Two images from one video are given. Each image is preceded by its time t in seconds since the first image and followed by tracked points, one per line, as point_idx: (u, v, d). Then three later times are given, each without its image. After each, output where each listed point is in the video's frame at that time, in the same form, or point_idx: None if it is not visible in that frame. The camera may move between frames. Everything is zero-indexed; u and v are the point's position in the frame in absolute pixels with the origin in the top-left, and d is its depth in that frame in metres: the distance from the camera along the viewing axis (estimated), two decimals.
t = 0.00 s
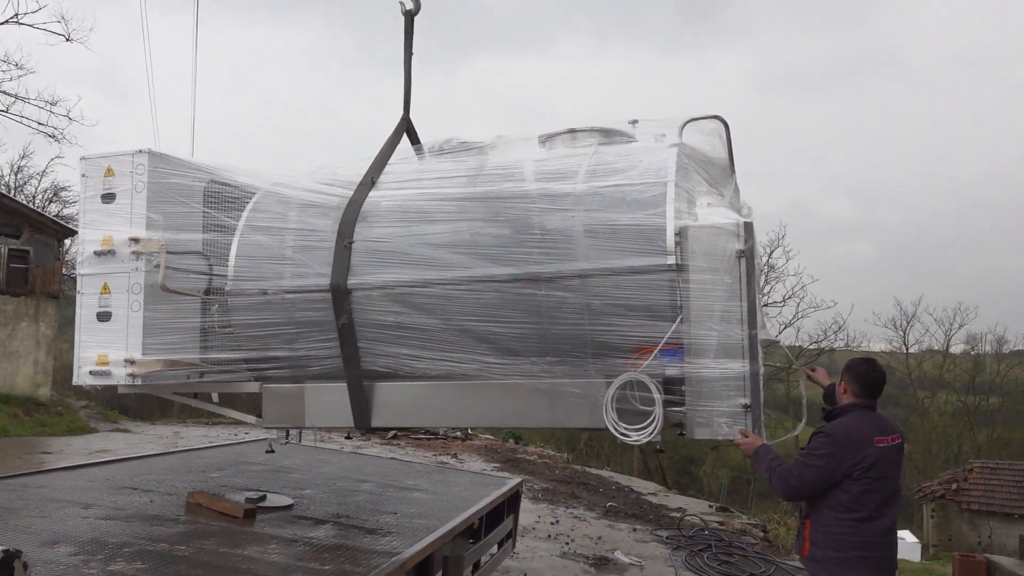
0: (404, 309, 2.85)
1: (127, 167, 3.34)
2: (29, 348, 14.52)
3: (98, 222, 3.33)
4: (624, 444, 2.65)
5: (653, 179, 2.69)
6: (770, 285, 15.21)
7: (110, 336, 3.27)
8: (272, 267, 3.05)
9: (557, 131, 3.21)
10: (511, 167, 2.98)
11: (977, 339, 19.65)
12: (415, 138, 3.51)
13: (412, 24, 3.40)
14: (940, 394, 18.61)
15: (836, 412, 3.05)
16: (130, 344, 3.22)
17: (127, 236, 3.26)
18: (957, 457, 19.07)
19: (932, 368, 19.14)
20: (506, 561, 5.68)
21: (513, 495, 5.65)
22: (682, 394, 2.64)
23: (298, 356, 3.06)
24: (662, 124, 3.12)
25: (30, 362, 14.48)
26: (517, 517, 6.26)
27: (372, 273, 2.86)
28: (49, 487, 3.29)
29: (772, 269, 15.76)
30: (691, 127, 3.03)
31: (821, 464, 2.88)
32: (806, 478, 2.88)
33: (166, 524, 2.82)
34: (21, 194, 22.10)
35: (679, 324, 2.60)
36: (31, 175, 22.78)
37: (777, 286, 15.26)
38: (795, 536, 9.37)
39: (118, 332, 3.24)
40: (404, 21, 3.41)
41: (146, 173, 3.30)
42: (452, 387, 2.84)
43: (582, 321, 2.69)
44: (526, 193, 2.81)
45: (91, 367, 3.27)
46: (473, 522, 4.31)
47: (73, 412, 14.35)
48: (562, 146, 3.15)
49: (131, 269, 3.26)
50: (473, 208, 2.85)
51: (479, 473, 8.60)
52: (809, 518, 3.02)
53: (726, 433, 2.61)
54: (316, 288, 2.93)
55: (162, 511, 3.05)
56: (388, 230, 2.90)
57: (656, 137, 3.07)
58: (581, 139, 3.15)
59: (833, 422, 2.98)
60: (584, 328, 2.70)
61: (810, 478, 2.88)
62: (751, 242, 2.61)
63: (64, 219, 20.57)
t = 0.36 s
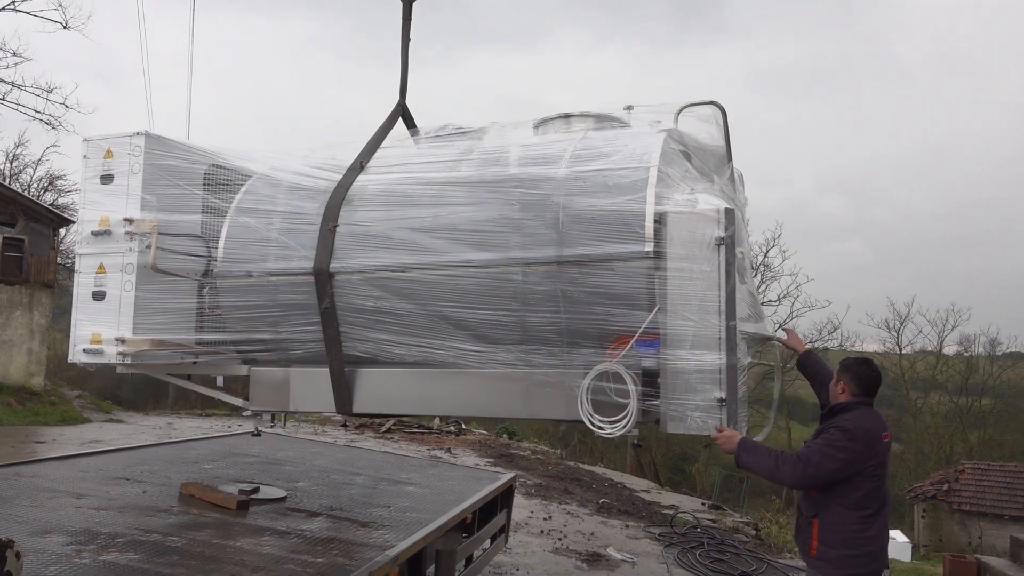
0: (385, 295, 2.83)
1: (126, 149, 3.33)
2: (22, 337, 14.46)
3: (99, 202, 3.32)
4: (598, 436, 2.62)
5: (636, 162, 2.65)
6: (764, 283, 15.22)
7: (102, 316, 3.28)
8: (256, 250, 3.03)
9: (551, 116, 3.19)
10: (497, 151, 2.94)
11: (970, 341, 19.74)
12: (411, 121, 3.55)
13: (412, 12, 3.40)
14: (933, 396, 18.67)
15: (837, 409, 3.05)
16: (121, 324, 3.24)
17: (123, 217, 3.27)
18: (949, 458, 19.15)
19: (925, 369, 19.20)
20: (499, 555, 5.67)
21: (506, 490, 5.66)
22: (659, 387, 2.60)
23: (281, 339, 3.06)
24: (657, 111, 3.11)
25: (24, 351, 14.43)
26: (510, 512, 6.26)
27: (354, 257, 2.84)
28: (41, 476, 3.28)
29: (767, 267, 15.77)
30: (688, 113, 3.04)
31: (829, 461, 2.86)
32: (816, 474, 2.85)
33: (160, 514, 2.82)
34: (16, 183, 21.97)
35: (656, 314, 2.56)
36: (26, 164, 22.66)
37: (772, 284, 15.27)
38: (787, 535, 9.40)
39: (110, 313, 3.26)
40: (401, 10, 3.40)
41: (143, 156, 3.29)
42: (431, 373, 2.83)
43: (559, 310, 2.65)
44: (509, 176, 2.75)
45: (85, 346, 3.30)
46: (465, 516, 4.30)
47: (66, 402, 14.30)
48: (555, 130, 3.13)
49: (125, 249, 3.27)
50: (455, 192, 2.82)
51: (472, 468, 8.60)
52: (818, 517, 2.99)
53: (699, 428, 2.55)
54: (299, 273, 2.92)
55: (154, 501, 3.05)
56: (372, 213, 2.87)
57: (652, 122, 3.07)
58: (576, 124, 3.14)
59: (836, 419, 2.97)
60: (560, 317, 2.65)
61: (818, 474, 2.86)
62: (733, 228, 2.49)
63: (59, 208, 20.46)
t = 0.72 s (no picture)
0: (376, 290, 2.81)
1: (129, 149, 3.38)
2: (21, 331, 14.43)
3: (104, 201, 3.39)
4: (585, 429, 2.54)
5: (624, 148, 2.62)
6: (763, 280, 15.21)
7: (106, 313, 3.33)
8: (252, 245, 3.03)
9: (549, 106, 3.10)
10: (490, 142, 2.92)
11: (968, 340, 19.78)
12: (411, 117, 3.55)
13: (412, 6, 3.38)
14: (931, 394, 18.69)
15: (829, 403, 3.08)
16: (123, 321, 3.29)
17: (125, 215, 3.31)
18: (947, 456, 19.19)
19: (923, 367, 19.21)
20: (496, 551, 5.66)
21: (504, 486, 5.66)
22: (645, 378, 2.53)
23: (276, 335, 3.05)
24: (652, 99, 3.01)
25: (22, 344, 14.39)
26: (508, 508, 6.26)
27: (346, 251, 2.83)
28: (38, 470, 3.28)
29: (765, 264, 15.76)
30: (686, 100, 3.01)
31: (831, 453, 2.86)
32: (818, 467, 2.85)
33: (158, 509, 2.82)
34: (15, 176, 21.90)
35: (644, 301, 2.52)
36: (24, 157, 22.58)
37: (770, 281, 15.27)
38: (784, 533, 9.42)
39: (112, 309, 3.32)
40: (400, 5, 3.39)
41: (145, 156, 3.34)
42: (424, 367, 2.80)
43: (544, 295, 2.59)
44: (500, 165, 2.73)
45: (91, 342, 3.36)
46: (463, 512, 4.30)
47: (64, 396, 14.29)
48: (551, 120, 3.04)
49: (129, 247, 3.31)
50: (445, 183, 2.80)
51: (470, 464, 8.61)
52: (823, 516, 2.97)
53: (686, 419, 2.48)
54: (293, 268, 2.91)
55: (151, 496, 3.04)
56: (364, 207, 2.87)
57: (650, 110, 2.95)
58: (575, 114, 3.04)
59: (829, 411, 3.00)
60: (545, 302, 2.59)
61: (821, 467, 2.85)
62: (719, 213, 2.44)
63: (56, 201, 20.40)
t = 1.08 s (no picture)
0: (375, 287, 2.82)
1: (135, 157, 3.41)
2: (20, 327, 14.43)
3: (112, 210, 3.42)
4: (584, 419, 2.53)
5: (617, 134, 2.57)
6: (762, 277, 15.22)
7: (118, 318, 3.37)
8: (255, 245, 3.05)
9: (547, 98, 3.09)
10: (485, 136, 2.91)
11: (968, 337, 19.81)
12: (411, 113, 3.53)
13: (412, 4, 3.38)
14: (930, 391, 18.70)
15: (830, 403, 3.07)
16: (133, 326, 3.32)
17: (133, 222, 3.33)
18: (946, 453, 19.21)
19: (922, 364, 19.23)
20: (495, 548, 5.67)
21: (502, 483, 5.67)
22: (643, 365, 2.50)
23: (282, 335, 3.06)
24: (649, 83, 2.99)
25: (21, 341, 14.40)
26: (506, 504, 6.28)
27: (345, 249, 2.84)
28: (38, 467, 3.29)
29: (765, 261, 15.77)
30: (682, 85, 3.00)
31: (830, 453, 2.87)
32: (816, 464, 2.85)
33: (156, 506, 2.82)
34: (13, 173, 21.89)
35: (639, 288, 2.48)
36: (22, 153, 22.55)
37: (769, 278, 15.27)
38: (783, 530, 9.43)
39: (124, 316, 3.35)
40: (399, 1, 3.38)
41: (149, 163, 3.36)
42: (427, 361, 2.81)
43: (541, 288, 2.58)
44: (495, 159, 2.73)
45: (104, 348, 3.41)
46: (462, 509, 4.31)
47: (63, 393, 14.30)
48: (549, 111, 3.03)
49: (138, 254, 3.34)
50: (441, 177, 2.80)
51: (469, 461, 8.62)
52: (818, 516, 2.98)
53: (685, 406, 2.44)
54: (294, 267, 2.92)
55: (150, 493, 3.05)
56: (361, 205, 2.87)
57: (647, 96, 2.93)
58: (572, 102, 3.02)
59: (831, 412, 2.99)
60: (542, 296, 2.58)
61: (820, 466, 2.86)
62: (712, 194, 2.40)
63: (56, 198, 20.40)
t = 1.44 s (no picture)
0: (380, 287, 2.82)
1: (145, 167, 3.44)
2: (20, 327, 14.44)
3: (126, 220, 3.45)
4: (590, 413, 2.51)
5: (614, 125, 2.57)
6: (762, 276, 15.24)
7: (134, 326, 3.40)
8: (263, 249, 3.07)
9: (547, 91, 3.08)
10: (484, 133, 2.91)
11: (967, 335, 19.82)
12: (415, 113, 3.54)
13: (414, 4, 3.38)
14: (930, 389, 18.73)
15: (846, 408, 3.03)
16: (151, 333, 3.35)
17: (145, 231, 3.37)
18: (945, 451, 19.22)
19: (922, 362, 19.26)
20: (495, 546, 5.68)
21: (501, 482, 5.67)
22: (646, 356, 2.47)
23: (292, 339, 3.08)
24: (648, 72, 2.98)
25: (21, 341, 14.39)
26: (506, 503, 6.28)
27: (350, 250, 2.85)
28: (39, 467, 3.29)
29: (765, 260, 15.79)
30: (681, 73, 2.97)
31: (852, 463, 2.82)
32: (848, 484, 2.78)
33: (156, 505, 2.83)
34: (13, 173, 21.88)
35: (639, 280, 2.47)
36: (21, 152, 22.54)
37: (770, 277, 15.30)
38: (782, 528, 9.44)
39: (140, 322, 3.36)
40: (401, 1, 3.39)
41: (159, 172, 3.40)
42: (434, 358, 2.80)
43: (543, 286, 2.59)
44: (493, 154, 2.73)
45: (121, 357, 3.43)
46: (461, 508, 4.32)
47: (63, 393, 14.30)
48: (549, 104, 3.02)
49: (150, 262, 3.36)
50: (442, 176, 2.80)
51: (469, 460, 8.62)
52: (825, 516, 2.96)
53: (688, 397, 2.40)
54: (302, 270, 2.94)
55: (150, 492, 3.06)
56: (364, 206, 2.88)
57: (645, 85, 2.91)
58: (572, 95, 3.01)
59: (851, 419, 2.95)
60: (546, 297, 2.59)
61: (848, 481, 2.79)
62: (709, 183, 2.41)
63: (55, 198, 20.39)
